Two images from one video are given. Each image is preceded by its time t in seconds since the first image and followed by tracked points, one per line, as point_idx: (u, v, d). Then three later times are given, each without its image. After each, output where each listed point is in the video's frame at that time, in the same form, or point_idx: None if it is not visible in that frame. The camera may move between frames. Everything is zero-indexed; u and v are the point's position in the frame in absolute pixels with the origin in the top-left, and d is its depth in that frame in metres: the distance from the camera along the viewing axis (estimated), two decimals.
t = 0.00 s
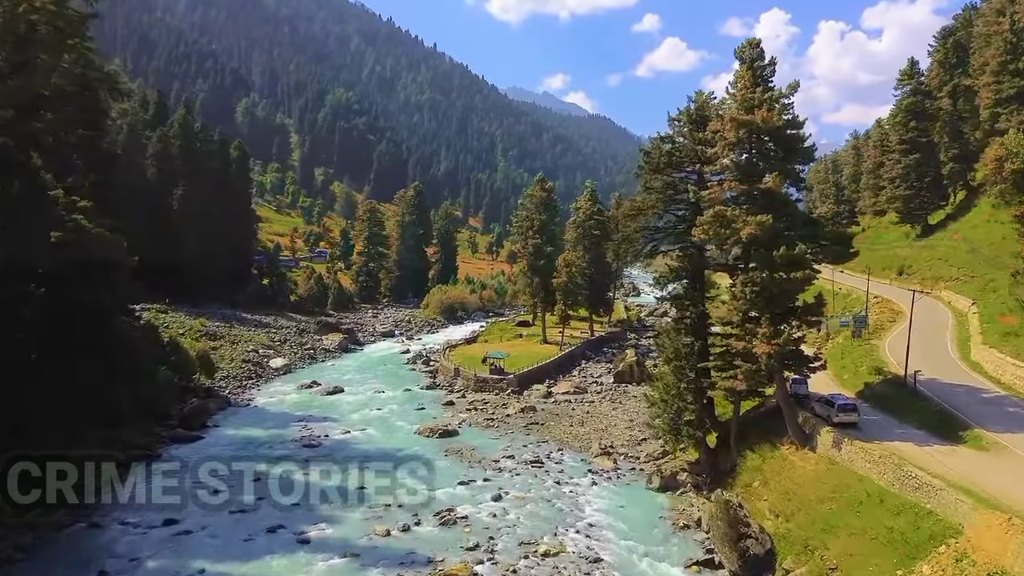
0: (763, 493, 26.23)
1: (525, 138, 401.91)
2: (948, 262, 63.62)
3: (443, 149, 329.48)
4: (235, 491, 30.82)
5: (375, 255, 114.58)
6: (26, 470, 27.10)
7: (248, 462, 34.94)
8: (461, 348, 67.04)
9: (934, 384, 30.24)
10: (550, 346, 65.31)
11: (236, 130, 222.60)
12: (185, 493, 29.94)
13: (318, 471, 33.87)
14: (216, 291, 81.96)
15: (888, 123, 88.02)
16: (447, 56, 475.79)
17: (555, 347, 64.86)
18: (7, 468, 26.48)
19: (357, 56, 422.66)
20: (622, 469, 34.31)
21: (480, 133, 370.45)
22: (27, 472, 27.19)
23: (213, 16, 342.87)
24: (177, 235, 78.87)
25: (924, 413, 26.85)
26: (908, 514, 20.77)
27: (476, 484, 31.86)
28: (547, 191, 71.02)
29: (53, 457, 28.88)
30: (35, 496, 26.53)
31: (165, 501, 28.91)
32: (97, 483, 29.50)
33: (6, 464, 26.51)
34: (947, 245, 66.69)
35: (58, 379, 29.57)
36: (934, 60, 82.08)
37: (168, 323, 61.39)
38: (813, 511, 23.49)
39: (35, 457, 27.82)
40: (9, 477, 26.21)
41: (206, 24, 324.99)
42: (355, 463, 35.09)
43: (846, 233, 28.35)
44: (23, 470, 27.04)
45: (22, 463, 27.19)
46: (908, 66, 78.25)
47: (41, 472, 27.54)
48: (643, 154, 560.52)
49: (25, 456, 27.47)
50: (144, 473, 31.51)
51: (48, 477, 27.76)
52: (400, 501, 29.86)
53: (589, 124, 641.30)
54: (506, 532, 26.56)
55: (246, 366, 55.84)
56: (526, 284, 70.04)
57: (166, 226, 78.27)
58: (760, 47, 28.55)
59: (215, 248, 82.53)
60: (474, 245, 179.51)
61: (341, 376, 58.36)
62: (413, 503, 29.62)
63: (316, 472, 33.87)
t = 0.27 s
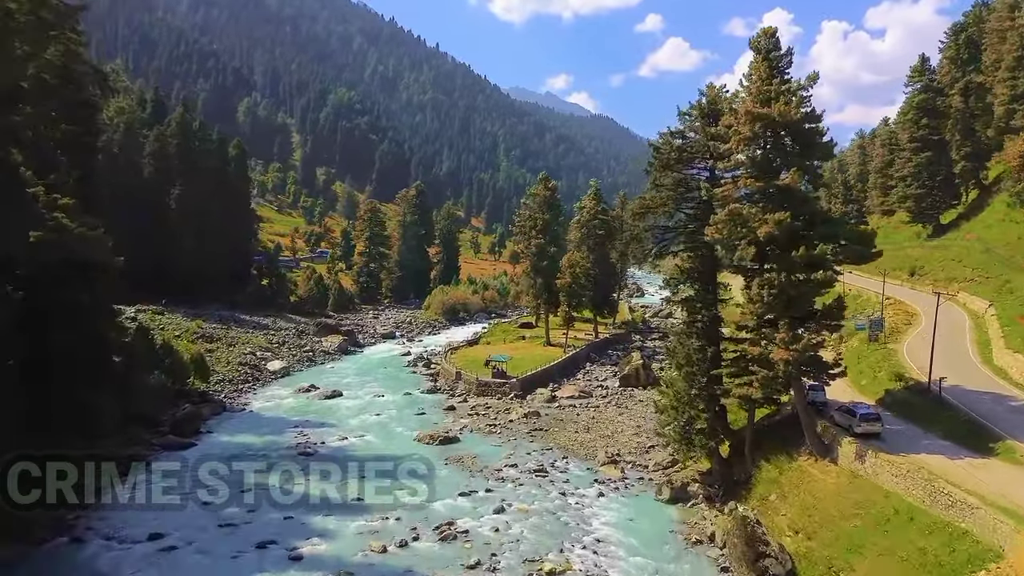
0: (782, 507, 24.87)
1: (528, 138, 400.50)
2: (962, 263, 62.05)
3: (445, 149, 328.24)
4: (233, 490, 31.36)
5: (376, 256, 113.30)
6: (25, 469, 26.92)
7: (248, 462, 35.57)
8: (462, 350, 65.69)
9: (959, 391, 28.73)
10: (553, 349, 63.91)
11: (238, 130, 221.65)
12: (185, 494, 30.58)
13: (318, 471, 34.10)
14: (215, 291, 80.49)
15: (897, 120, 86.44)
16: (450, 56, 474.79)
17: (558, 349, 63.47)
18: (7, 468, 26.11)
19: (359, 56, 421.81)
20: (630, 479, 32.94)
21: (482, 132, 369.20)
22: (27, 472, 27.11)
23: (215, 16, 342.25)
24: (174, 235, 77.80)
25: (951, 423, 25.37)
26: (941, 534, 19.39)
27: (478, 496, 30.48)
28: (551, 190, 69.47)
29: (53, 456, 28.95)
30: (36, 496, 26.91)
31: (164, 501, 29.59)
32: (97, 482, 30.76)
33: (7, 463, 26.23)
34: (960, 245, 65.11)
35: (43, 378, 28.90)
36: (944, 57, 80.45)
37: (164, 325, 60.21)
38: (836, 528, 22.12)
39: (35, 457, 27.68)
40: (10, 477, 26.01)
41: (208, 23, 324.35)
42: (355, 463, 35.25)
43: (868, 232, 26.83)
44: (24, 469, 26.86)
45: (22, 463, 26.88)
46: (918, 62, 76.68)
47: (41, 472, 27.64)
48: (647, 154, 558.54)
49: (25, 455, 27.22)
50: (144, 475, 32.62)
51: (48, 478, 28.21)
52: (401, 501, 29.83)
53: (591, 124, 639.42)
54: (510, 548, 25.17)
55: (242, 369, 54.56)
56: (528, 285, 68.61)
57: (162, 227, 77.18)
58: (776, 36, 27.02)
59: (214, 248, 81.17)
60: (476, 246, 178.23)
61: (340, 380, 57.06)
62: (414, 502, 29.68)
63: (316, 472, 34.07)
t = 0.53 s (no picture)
0: (802, 523, 23.55)
1: (531, 138, 399.09)
2: (976, 263, 60.48)
3: (448, 149, 327.04)
4: (232, 489, 31.72)
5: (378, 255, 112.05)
6: (25, 469, 26.63)
7: (249, 462, 35.86)
8: (465, 352, 64.31)
9: (988, 399, 27.27)
10: (557, 351, 62.49)
11: (239, 130, 220.72)
12: (184, 495, 31.01)
13: (318, 471, 34.24)
14: (214, 292, 79.38)
15: (908, 117, 84.78)
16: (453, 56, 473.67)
17: (562, 352, 62.05)
18: (7, 468, 25.75)
19: (361, 55, 420.94)
20: (638, 489, 31.50)
21: (485, 132, 367.96)
22: (27, 472, 26.85)
23: (218, 16, 341.69)
24: (171, 235, 77.05)
25: (982, 433, 23.93)
26: (979, 556, 18.04)
27: (480, 507, 29.04)
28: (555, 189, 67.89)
29: (53, 456, 28.60)
30: (36, 497, 26.89)
31: (164, 501, 30.05)
32: (96, 483, 31.01)
33: (8, 463, 25.90)
34: (975, 244, 63.50)
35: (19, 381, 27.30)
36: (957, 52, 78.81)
37: (160, 326, 59.04)
38: (862, 547, 20.80)
39: (35, 457, 27.35)
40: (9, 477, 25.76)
41: (210, 23, 323.74)
42: (355, 462, 35.32)
43: (894, 231, 25.31)
44: (24, 469, 26.60)
45: (22, 463, 26.54)
46: (930, 58, 75.06)
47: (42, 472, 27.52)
48: (650, 154, 556.62)
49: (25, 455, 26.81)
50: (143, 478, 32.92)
51: (48, 478, 28.23)
52: (400, 501, 29.81)
53: (594, 124, 637.70)
54: (513, 566, 23.74)
55: (239, 372, 53.32)
56: (532, 286, 67.19)
57: (158, 228, 77.04)
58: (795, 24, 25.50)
59: (213, 248, 80.12)
60: (479, 245, 176.98)
61: (339, 383, 55.73)
62: (415, 502, 29.70)
63: (316, 472, 34.14)
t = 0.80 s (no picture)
0: (827, 541, 22.15)
1: (534, 137, 397.66)
2: (992, 263, 58.97)
3: (451, 148, 325.83)
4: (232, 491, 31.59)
5: (379, 255, 110.80)
6: (25, 469, 27.30)
7: (243, 471, 34.49)
8: (467, 355, 62.86)
9: (1019, 407, 25.84)
10: (562, 353, 61.09)
11: (241, 129, 219.65)
12: (185, 494, 31.03)
13: (317, 471, 34.06)
14: (212, 292, 78.32)
15: (919, 115, 83.19)
16: (455, 55, 472.57)
17: (567, 354, 60.69)
18: (7, 468, 26.34)
19: (364, 54, 419.98)
20: (649, 500, 30.08)
21: (488, 132, 366.69)
22: (27, 472, 27.52)
23: (220, 15, 340.92)
24: (168, 235, 75.94)
25: (1017, 445, 22.50)
26: None
27: (482, 520, 27.66)
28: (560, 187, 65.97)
29: (51, 457, 29.50)
30: (36, 497, 27.41)
31: (164, 501, 29.93)
32: (97, 482, 31.28)
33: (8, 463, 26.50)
34: (990, 244, 61.96)
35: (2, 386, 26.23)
36: (970, 48, 77.29)
37: (155, 328, 57.78)
38: (893, 570, 19.40)
39: (34, 457, 28.02)
40: (10, 477, 26.40)
41: (213, 21, 322.69)
42: (356, 462, 35.29)
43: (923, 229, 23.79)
44: (24, 469, 27.26)
45: (22, 463, 27.20)
46: (943, 53, 73.48)
47: (41, 472, 28.19)
48: (654, 154, 554.55)
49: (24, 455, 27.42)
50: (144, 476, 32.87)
51: (48, 478, 28.86)
52: (400, 501, 29.84)
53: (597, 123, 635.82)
54: None
55: (236, 375, 51.99)
56: (536, 286, 65.80)
57: (157, 228, 75.78)
58: (818, 9, 23.97)
59: (211, 248, 79.11)
60: (482, 245, 175.88)
61: (338, 386, 54.36)
62: (414, 502, 29.71)
63: (316, 472, 34.07)
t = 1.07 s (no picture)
0: (856, 562, 20.68)
1: (538, 137, 396.27)
2: (1010, 264, 57.35)
3: (455, 148, 324.64)
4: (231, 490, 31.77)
5: (382, 255, 109.62)
6: (27, 469, 26.16)
7: (237, 480, 33.12)
8: (471, 357, 61.44)
9: None
10: (568, 356, 59.68)
11: (245, 129, 218.85)
12: (185, 494, 31.09)
13: (315, 481, 32.68)
14: (213, 294, 77.01)
15: (932, 112, 81.50)
16: (459, 55, 471.52)
17: (573, 357, 59.27)
18: (7, 468, 24.72)
19: (368, 54, 419.25)
20: (661, 513, 28.62)
21: (492, 131, 365.47)
22: (27, 472, 26.16)
23: (224, 14, 340.36)
24: (168, 235, 74.71)
25: None
26: None
27: (487, 535, 26.22)
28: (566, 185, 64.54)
29: (54, 458, 28.34)
30: (35, 496, 27.02)
31: (163, 501, 30.14)
32: (97, 482, 31.43)
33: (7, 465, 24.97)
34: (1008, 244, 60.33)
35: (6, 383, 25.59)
36: (985, 44, 75.59)
37: (153, 329, 56.66)
38: None
39: (35, 458, 26.30)
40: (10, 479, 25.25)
41: (216, 21, 322.12)
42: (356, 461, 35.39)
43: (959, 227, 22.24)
44: (25, 470, 26.03)
45: (24, 464, 25.72)
46: (958, 49, 71.78)
47: (41, 472, 27.37)
48: (658, 154, 552.42)
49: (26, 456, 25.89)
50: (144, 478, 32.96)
51: (47, 478, 28.43)
52: (400, 501, 29.81)
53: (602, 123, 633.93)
54: None
55: (233, 378, 50.70)
56: (541, 287, 64.37)
57: (156, 228, 74.92)
58: None
59: (212, 248, 77.50)
60: (486, 245, 174.69)
61: (339, 389, 53.00)
62: (414, 502, 29.64)
63: (315, 472, 33.99)
